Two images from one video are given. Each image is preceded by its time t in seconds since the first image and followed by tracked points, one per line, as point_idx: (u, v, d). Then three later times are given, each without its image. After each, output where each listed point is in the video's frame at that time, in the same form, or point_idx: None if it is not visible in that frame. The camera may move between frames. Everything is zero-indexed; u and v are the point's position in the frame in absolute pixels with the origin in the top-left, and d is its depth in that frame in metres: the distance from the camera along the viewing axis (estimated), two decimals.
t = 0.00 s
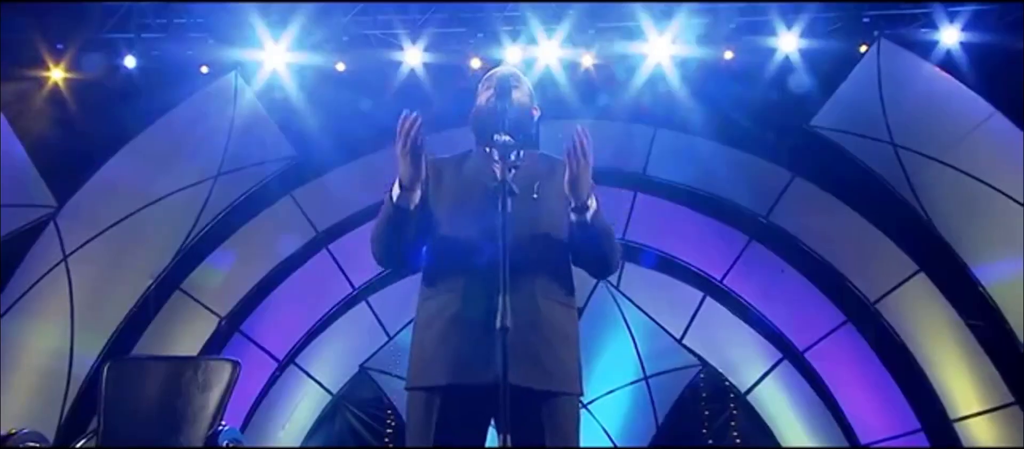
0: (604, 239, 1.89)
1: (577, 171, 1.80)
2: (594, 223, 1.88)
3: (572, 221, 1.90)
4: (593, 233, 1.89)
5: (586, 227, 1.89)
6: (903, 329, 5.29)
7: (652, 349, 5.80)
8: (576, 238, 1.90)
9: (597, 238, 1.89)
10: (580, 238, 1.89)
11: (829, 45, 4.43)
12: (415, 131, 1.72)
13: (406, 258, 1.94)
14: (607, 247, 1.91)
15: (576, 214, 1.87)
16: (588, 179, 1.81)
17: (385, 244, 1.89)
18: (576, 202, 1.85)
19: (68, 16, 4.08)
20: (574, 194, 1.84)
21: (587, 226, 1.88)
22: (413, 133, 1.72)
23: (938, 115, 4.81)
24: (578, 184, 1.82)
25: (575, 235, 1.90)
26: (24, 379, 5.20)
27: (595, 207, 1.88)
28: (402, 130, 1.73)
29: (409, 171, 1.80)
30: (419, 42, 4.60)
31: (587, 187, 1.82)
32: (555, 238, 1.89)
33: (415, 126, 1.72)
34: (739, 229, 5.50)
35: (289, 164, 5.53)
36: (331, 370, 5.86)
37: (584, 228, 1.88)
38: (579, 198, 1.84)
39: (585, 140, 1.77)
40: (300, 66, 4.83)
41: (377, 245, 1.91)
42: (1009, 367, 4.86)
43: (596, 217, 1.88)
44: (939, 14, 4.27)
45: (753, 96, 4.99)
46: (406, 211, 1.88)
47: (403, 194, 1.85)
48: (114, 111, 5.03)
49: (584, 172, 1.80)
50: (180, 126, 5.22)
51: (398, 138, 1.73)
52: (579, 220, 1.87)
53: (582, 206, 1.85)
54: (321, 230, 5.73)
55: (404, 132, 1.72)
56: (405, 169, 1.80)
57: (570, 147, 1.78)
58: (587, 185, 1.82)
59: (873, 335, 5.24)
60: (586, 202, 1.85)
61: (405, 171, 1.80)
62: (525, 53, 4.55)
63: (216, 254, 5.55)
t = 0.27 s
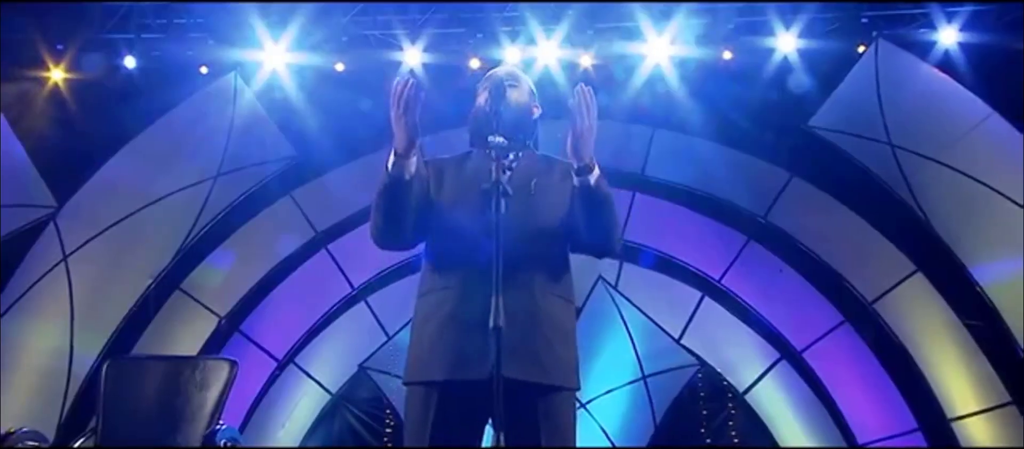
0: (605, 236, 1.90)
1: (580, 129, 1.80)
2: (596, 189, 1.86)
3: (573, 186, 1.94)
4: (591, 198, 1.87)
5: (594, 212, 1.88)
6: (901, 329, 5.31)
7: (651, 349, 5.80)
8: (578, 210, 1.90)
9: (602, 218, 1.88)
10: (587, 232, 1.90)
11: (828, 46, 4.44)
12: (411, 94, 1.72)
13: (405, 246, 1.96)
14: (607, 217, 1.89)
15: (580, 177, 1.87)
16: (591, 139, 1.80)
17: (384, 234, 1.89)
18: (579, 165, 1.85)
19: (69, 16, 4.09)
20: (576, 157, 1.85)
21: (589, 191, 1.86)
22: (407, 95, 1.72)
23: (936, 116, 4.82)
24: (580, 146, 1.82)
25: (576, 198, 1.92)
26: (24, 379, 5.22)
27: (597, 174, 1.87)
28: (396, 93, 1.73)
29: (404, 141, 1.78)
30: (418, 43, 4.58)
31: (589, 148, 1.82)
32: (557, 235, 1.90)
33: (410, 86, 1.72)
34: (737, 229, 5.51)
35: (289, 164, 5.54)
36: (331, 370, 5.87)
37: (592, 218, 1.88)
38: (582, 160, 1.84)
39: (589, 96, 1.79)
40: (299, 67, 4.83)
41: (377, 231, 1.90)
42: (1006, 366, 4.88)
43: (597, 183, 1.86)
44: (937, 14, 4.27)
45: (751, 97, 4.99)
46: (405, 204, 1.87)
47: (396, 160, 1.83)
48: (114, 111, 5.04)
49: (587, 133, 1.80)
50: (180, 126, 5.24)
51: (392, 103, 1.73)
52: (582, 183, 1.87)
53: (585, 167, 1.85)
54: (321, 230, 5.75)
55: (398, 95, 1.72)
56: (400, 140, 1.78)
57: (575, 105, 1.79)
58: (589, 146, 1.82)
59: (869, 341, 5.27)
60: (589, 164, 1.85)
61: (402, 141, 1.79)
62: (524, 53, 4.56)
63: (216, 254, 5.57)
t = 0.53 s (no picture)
0: (602, 234, 1.90)
1: (574, 127, 1.81)
2: (592, 187, 1.87)
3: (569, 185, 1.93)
4: (588, 196, 1.87)
5: (590, 211, 1.88)
6: (899, 330, 5.30)
7: (648, 349, 5.84)
8: (574, 208, 1.90)
9: (598, 216, 1.88)
10: (584, 230, 1.90)
11: (825, 46, 4.45)
12: (405, 92, 1.73)
13: (402, 243, 1.98)
14: (604, 215, 1.89)
15: (575, 174, 1.86)
16: (585, 136, 1.82)
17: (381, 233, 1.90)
18: (573, 162, 1.85)
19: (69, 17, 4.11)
20: (572, 155, 1.84)
21: (585, 189, 1.86)
22: (401, 93, 1.73)
23: (933, 116, 4.84)
24: (575, 143, 1.82)
25: (573, 195, 1.91)
26: (24, 379, 5.24)
27: (593, 171, 1.88)
28: (389, 92, 1.74)
29: (399, 139, 1.79)
30: (416, 43, 4.62)
31: (584, 145, 1.82)
32: (555, 235, 1.92)
33: (404, 84, 1.73)
34: (735, 229, 5.51)
35: (288, 164, 5.54)
36: (330, 369, 5.89)
37: (587, 217, 1.89)
38: (577, 157, 1.84)
39: (583, 91, 1.82)
40: (298, 67, 4.85)
41: (373, 230, 1.91)
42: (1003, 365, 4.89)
43: (594, 179, 1.87)
44: (934, 14, 4.28)
45: (749, 96, 5.01)
46: (401, 205, 1.88)
47: (390, 159, 1.84)
48: (114, 111, 5.06)
49: (582, 130, 1.82)
50: (180, 126, 5.25)
51: (386, 102, 1.74)
52: (577, 180, 1.86)
53: (580, 165, 1.84)
54: (320, 231, 5.74)
55: (392, 94, 1.73)
56: (395, 137, 1.79)
57: (569, 100, 1.81)
58: (584, 144, 1.82)
59: (869, 337, 5.25)
60: (584, 161, 1.84)
61: (397, 138, 1.79)
62: (522, 53, 4.58)
63: (215, 254, 5.58)
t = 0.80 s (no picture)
0: (594, 234, 1.92)
1: (566, 129, 1.81)
2: (583, 187, 1.89)
3: (562, 185, 1.95)
4: (581, 196, 1.89)
5: (581, 210, 1.90)
6: (897, 330, 5.31)
7: (646, 349, 5.85)
8: (567, 208, 1.92)
9: (591, 215, 1.90)
10: (576, 230, 1.92)
11: (823, 46, 4.46)
12: (398, 93, 1.73)
13: (396, 244, 1.99)
14: (596, 214, 1.91)
15: (567, 176, 1.89)
16: (577, 139, 1.82)
17: (375, 232, 1.92)
18: (565, 164, 1.88)
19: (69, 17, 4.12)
20: (564, 156, 1.86)
21: (577, 190, 1.89)
22: (396, 95, 1.73)
23: (930, 116, 4.84)
24: (567, 146, 1.83)
25: (565, 195, 1.93)
26: (22, 378, 5.26)
27: (584, 172, 1.90)
28: (383, 93, 1.74)
29: (393, 140, 1.79)
30: (414, 43, 4.64)
31: (576, 149, 1.84)
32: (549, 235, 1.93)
33: (398, 86, 1.73)
34: (733, 229, 5.51)
35: (287, 164, 5.55)
36: (328, 369, 5.91)
37: (580, 217, 1.90)
38: (568, 159, 1.86)
39: (573, 97, 1.81)
40: (296, 67, 4.85)
41: (368, 230, 1.93)
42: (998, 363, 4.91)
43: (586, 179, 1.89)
44: (932, 14, 4.29)
45: (746, 97, 5.02)
46: (396, 204, 1.90)
47: (385, 162, 1.86)
48: (113, 110, 5.07)
49: (574, 131, 1.82)
50: (178, 126, 5.26)
51: (379, 101, 1.74)
52: (569, 182, 1.89)
53: (572, 167, 1.87)
54: (317, 230, 5.75)
55: (386, 95, 1.73)
56: (389, 139, 1.79)
57: (560, 104, 1.81)
58: (576, 147, 1.84)
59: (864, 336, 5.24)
60: (576, 163, 1.87)
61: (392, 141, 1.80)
62: (520, 53, 4.59)
63: (213, 254, 5.59)
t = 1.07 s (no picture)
0: (585, 233, 1.94)
1: (556, 129, 1.83)
2: (573, 187, 1.91)
3: (553, 185, 1.96)
4: (571, 196, 1.91)
5: (573, 210, 1.92)
6: (893, 329, 5.32)
7: (642, 347, 5.83)
8: (557, 207, 1.93)
9: (582, 215, 1.93)
10: (567, 229, 1.94)
11: (820, 46, 4.48)
12: (388, 96, 1.75)
13: (389, 244, 2.01)
14: (587, 214, 1.93)
15: (557, 176, 1.91)
16: (567, 140, 1.84)
17: (369, 232, 1.95)
18: (556, 164, 1.89)
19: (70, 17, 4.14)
20: (554, 156, 1.87)
21: (566, 189, 1.91)
22: (386, 96, 1.75)
23: (926, 116, 4.87)
24: (558, 147, 1.85)
25: (556, 196, 1.95)
26: (20, 378, 5.27)
27: (574, 173, 1.92)
28: (373, 94, 1.76)
29: (384, 142, 1.82)
30: (413, 43, 4.66)
31: (566, 149, 1.85)
32: (543, 236, 1.93)
33: (387, 89, 1.75)
34: (731, 229, 5.51)
35: (285, 164, 5.55)
36: (325, 369, 5.88)
37: (571, 216, 1.93)
38: (559, 160, 1.88)
39: (564, 96, 1.82)
40: (294, 67, 4.86)
41: (361, 232, 1.97)
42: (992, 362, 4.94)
43: (575, 178, 1.91)
44: (929, 14, 4.29)
45: (744, 97, 5.03)
46: (389, 207, 1.95)
47: (377, 163, 1.90)
48: (112, 110, 5.09)
49: (564, 131, 1.83)
50: (176, 125, 5.27)
51: (368, 103, 1.76)
52: (560, 181, 1.91)
53: (562, 167, 1.89)
54: (315, 230, 5.76)
55: (375, 98, 1.75)
56: (379, 140, 1.82)
57: (550, 105, 1.82)
58: (567, 147, 1.85)
59: (862, 337, 5.25)
60: (566, 163, 1.89)
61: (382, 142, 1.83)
62: (518, 53, 4.60)
63: (210, 254, 5.59)
